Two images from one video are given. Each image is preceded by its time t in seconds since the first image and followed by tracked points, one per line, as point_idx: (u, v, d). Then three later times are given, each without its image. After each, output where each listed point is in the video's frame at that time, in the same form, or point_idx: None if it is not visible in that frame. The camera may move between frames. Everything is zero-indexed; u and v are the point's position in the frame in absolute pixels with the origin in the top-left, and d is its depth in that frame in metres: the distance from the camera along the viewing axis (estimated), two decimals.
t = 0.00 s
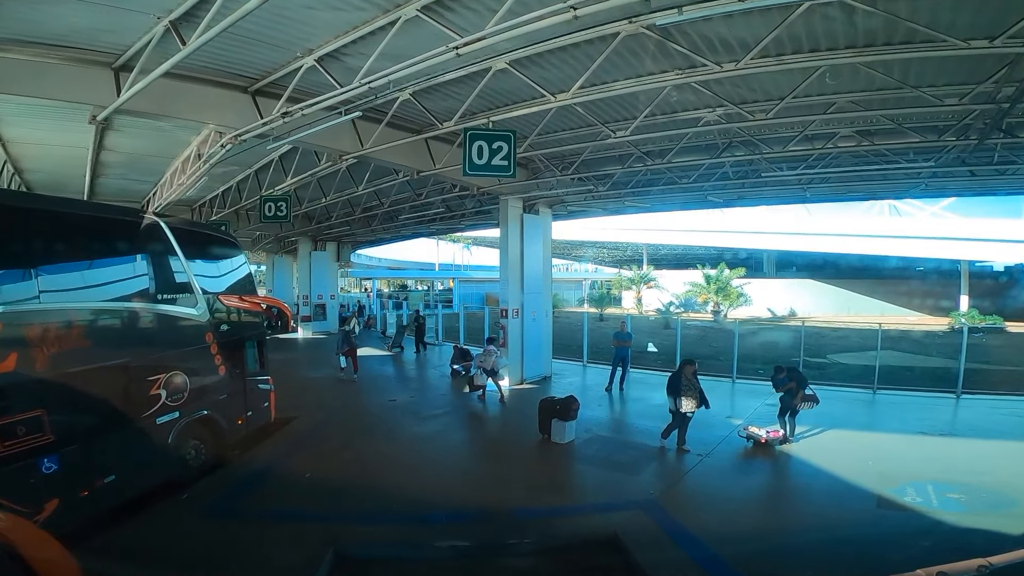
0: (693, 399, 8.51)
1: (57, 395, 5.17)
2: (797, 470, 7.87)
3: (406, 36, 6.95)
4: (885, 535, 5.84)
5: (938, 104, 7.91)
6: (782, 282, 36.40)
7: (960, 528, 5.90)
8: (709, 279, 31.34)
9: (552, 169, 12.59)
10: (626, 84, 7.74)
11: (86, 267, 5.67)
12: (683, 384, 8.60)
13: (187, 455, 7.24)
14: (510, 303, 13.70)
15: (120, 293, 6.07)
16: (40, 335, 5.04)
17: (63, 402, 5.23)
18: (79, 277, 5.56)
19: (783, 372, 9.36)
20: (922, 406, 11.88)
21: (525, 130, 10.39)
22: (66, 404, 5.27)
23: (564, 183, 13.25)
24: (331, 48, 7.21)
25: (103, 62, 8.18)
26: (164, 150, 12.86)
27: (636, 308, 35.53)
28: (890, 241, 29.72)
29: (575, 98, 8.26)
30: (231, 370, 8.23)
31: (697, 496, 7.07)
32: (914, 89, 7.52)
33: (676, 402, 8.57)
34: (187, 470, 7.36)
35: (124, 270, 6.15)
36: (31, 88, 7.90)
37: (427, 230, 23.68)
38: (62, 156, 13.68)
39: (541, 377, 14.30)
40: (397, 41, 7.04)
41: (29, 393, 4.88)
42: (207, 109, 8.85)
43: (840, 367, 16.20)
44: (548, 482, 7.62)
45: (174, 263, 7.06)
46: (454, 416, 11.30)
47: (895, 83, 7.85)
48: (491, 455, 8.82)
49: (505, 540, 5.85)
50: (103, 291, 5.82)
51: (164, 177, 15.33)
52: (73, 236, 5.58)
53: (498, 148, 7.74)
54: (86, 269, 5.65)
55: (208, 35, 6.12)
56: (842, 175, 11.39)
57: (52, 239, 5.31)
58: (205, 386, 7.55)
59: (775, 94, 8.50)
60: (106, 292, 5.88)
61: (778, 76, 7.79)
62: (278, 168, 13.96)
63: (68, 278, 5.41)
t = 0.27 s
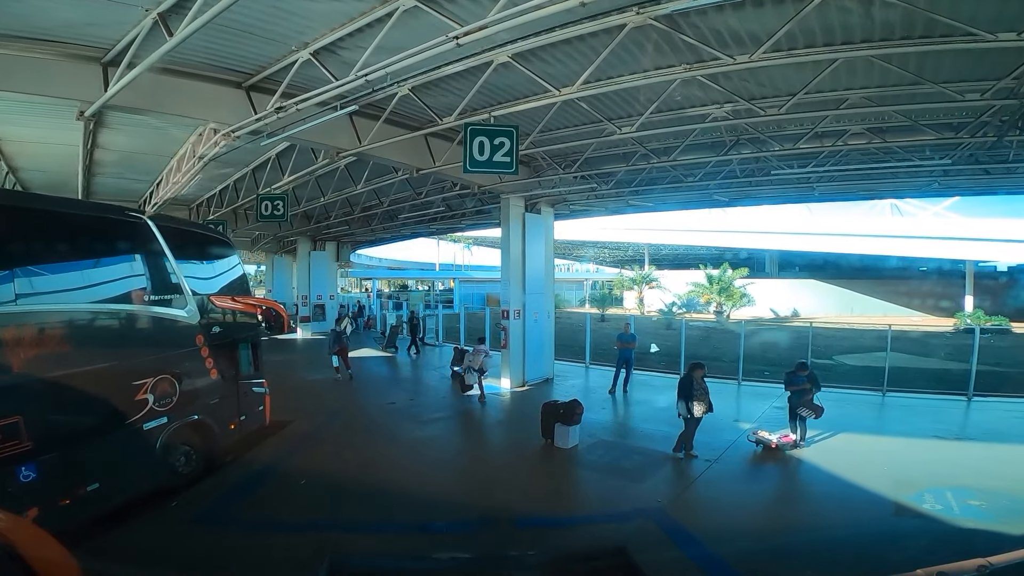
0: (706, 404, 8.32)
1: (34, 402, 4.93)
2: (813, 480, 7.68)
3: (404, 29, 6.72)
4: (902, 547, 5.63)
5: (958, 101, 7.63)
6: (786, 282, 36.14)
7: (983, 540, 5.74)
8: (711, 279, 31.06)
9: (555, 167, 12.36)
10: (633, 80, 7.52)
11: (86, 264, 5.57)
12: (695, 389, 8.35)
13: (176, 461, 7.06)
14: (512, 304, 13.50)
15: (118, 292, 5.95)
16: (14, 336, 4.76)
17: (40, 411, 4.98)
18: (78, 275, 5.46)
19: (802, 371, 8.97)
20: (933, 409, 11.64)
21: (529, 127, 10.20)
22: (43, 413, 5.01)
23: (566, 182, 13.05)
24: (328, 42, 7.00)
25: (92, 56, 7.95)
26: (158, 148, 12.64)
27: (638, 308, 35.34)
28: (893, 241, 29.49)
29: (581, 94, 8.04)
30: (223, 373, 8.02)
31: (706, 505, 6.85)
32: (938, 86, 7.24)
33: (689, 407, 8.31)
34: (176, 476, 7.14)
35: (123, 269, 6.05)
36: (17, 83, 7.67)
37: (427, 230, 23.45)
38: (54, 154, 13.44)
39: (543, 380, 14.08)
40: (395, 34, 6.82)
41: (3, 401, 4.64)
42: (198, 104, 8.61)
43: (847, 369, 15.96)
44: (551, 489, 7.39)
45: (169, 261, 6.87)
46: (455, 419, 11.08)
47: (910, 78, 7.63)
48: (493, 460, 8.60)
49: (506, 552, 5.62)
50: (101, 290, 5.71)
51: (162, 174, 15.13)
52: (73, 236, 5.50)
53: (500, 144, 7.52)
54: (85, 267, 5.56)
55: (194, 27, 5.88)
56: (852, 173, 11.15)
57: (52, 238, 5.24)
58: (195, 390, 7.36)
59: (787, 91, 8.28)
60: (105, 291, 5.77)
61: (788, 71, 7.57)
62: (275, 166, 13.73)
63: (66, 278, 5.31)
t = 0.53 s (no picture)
0: (715, 408, 8.13)
1: (15, 406, 4.73)
2: (825, 487, 7.48)
3: (402, 22, 6.52)
4: (920, 556, 5.45)
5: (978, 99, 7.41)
6: (789, 283, 35.93)
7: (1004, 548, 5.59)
8: (714, 280, 30.79)
9: (558, 165, 12.16)
10: (640, 75, 7.33)
11: (90, 262, 5.58)
12: (704, 392, 8.16)
13: (167, 466, 6.88)
14: (514, 304, 13.30)
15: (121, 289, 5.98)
16: None
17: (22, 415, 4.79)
18: (82, 272, 5.48)
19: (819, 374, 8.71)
20: (942, 412, 11.44)
21: (533, 124, 10.02)
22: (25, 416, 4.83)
23: (570, 181, 12.85)
24: (324, 35, 6.80)
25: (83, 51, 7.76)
26: (154, 146, 12.46)
27: (639, 308, 35.09)
28: (896, 241, 29.26)
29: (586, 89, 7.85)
30: (216, 376, 7.83)
31: (715, 514, 6.66)
32: (959, 82, 7.04)
33: (698, 411, 8.10)
34: (167, 481, 6.94)
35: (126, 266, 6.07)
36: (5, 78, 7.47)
37: (428, 229, 23.26)
38: (49, 152, 13.24)
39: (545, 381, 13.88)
40: (394, 27, 6.62)
41: None
42: (191, 99, 8.40)
43: (853, 371, 15.74)
44: (554, 496, 7.20)
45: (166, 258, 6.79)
46: (456, 422, 10.88)
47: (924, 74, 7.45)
48: (495, 465, 8.40)
49: (509, 563, 5.42)
50: (104, 288, 5.73)
51: (159, 172, 14.93)
52: (76, 237, 5.47)
53: (503, 140, 7.32)
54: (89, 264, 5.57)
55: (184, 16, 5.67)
56: (860, 172, 10.96)
57: (54, 238, 5.21)
58: (187, 393, 7.17)
59: (800, 87, 8.10)
60: (107, 288, 5.78)
61: (799, 66, 7.38)
62: (273, 164, 13.54)
63: (71, 275, 5.33)
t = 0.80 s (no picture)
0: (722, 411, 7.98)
1: None
2: (835, 493, 7.31)
3: (401, 15, 6.34)
4: (935, 565, 5.29)
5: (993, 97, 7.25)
6: (791, 284, 35.73)
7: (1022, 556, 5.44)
8: (717, 281, 30.58)
9: (560, 164, 11.98)
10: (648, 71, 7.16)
11: (87, 260, 5.57)
12: (711, 395, 7.99)
13: (158, 472, 6.71)
14: (516, 306, 13.12)
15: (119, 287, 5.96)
16: None
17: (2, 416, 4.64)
18: (79, 270, 5.47)
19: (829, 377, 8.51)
20: (951, 416, 11.25)
21: (537, 122, 9.86)
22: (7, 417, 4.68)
23: (572, 180, 12.68)
24: (321, 29, 6.62)
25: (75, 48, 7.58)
26: (151, 144, 12.31)
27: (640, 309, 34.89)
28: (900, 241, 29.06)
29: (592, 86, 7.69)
30: (210, 379, 7.66)
31: (723, 521, 6.49)
32: (976, 79, 6.88)
33: (706, 415, 7.92)
34: (158, 486, 6.76)
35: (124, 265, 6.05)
36: None
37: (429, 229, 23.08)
38: (43, 151, 13.06)
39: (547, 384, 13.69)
40: (393, 21, 6.45)
41: None
42: (184, 95, 8.24)
43: (858, 373, 15.55)
44: (557, 503, 7.02)
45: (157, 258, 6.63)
46: (456, 425, 10.70)
47: (938, 72, 7.30)
48: (496, 471, 8.24)
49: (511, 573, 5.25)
50: (103, 286, 5.71)
51: (155, 170, 14.75)
52: (74, 237, 5.49)
53: (505, 137, 7.14)
54: (86, 261, 5.56)
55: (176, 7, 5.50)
56: (869, 172, 10.78)
57: (52, 238, 5.22)
58: (179, 396, 7.01)
59: (814, 85, 7.93)
60: (102, 287, 5.70)
61: (808, 63, 7.23)
62: (271, 163, 13.37)
63: (66, 272, 5.31)
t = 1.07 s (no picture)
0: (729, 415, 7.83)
1: None
2: (845, 499, 7.15)
3: (400, 10, 6.18)
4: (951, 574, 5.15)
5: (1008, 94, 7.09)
6: (794, 284, 35.54)
7: None
8: (720, 281, 30.40)
9: (563, 163, 11.84)
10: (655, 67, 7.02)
11: (88, 259, 5.52)
12: (717, 398, 7.84)
13: (149, 477, 6.56)
14: (518, 307, 12.97)
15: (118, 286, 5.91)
16: None
17: None
18: (81, 269, 5.41)
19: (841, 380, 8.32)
20: (959, 418, 11.09)
21: (540, 121, 9.72)
22: None
23: (575, 180, 12.54)
24: (318, 24, 6.47)
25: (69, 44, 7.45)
26: (149, 142, 12.19)
27: (643, 310, 34.72)
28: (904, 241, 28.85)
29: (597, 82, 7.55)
30: (204, 381, 7.51)
31: (731, 528, 6.34)
32: (993, 76, 6.74)
33: (713, 418, 7.77)
34: (150, 492, 6.61)
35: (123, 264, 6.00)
36: None
37: (430, 229, 22.95)
38: (40, 150, 12.92)
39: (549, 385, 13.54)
40: (392, 15, 6.29)
41: None
42: (180, 92, 8.10)
43: (863, 375, 15.39)
44: (561, 508, 6.88)
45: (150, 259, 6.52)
46: (457, 428, 10.56)
47: (951, 68, 7.16)
48: (499, 474, 8.10)
49: None
50: (103, 285, 5.66)
51: (153, 169, 14.62)
52: (74, 236, 5.43)
53: (508, 134, 6.99)
54: (88, 260, 5.51)
55: None
56: (876, 171, 10.64)
57: (52, 238, 5.16)
58: (172, 399, 6.87)
59: (826, 82, 7.79)
60: (97, 287, 5.59)
61: (817, 59, 7.09)
62: (270, 162, 13.24)
63: (68, 270, 5.28)
